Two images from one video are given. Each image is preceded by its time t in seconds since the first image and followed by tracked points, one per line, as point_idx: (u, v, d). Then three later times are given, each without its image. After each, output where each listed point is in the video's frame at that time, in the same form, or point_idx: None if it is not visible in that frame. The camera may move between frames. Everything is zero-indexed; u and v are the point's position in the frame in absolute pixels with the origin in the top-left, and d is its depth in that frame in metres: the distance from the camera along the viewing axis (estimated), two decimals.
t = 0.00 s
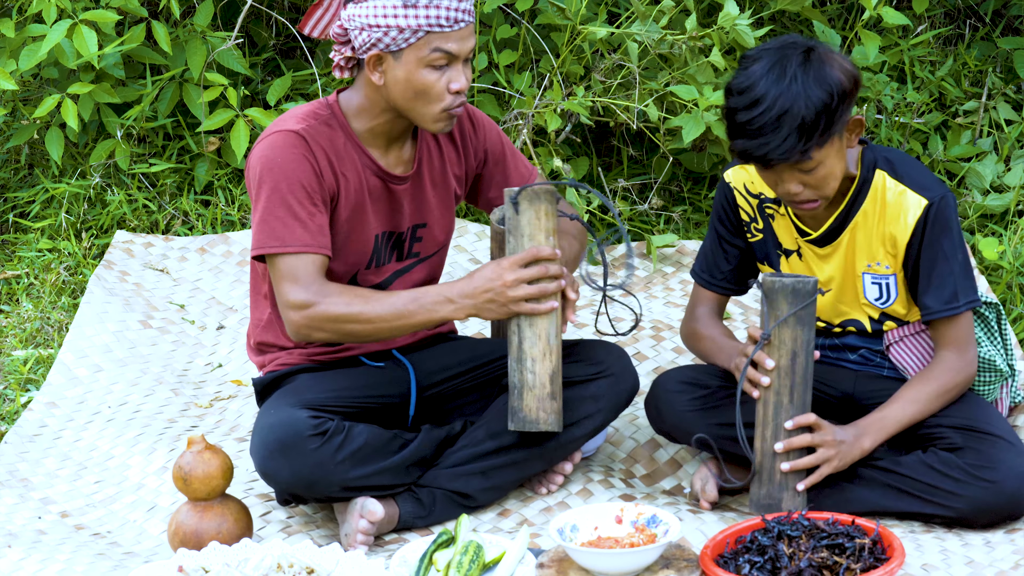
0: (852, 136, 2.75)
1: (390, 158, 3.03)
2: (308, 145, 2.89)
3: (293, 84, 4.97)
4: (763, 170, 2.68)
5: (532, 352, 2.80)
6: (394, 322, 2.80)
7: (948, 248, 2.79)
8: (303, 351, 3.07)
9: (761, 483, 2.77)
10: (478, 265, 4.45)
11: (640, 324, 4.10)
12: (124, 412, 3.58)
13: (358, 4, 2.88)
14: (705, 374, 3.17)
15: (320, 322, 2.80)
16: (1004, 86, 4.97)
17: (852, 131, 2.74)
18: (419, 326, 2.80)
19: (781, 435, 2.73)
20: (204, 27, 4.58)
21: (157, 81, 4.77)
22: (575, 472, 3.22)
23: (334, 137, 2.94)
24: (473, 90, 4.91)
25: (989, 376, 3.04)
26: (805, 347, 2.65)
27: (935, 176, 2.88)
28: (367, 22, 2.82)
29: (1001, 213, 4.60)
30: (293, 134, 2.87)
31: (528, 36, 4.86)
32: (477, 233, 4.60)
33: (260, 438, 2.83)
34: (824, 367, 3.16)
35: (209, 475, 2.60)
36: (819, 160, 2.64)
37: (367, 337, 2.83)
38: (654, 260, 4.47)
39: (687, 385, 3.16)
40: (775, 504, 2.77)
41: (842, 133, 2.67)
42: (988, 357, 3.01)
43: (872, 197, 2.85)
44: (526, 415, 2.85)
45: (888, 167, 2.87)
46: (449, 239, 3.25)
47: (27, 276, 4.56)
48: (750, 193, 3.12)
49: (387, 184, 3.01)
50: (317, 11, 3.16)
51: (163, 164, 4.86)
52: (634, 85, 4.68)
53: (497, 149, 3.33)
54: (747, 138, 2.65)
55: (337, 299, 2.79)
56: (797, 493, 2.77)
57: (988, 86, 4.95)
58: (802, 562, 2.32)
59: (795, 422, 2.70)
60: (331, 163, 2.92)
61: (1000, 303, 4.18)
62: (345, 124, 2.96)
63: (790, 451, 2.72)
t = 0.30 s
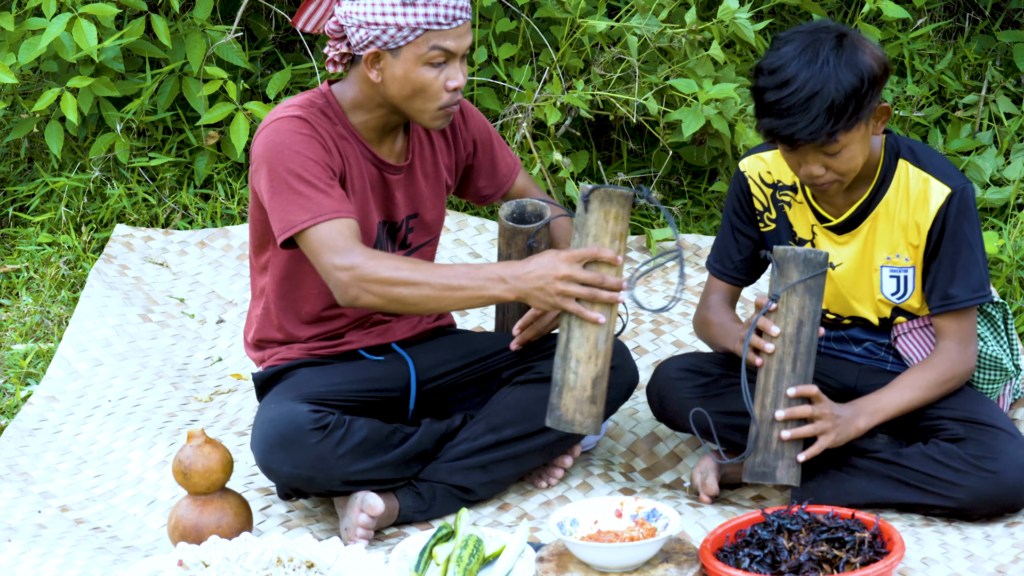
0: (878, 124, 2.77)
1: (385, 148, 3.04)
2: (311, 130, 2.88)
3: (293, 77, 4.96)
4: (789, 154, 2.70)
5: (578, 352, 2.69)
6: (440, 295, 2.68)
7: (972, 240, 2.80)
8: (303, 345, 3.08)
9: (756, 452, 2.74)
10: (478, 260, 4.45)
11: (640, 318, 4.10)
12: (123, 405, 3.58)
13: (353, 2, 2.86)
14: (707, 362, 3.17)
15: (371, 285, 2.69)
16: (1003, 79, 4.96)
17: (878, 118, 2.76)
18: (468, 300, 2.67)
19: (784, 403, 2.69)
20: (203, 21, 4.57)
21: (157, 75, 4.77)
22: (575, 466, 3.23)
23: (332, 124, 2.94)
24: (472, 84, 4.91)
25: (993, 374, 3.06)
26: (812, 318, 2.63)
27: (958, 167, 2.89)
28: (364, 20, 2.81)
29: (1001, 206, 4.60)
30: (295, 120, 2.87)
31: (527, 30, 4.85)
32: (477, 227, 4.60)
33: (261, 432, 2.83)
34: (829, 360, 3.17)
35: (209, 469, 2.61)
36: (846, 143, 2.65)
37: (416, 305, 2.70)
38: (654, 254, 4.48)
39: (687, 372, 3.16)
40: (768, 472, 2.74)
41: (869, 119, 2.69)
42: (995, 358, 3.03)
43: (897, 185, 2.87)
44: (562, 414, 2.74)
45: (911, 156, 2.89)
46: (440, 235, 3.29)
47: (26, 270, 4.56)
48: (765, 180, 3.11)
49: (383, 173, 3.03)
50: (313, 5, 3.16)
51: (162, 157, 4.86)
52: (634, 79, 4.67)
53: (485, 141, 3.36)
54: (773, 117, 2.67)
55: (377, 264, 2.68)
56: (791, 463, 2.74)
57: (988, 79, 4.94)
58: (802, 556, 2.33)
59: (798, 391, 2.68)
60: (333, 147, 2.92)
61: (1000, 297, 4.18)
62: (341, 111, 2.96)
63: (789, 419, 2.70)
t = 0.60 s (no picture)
0: (890, 89, 2.83)
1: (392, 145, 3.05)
2: (323, 120, 2.89)
3: (293, 74, 4.96)
4: (795, 89, 2.84)
5: (600, 341, 2.69)
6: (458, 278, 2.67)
7: (973, 220, 2.84)
8: (303, 343, 3.09)
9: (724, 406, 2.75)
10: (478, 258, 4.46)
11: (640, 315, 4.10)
12: (123, 403, 3.58)
13: (366, 4, 2.87)
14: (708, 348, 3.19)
15: (388, 266, 2.69)
16: (1003, 77, 4.97)
17: (891, 83, 2.82)
18: (488, 283, 2.66)
19: (745, 360, 2.68)
20: (202, 18, 4.57)
21: (156, 72, 4.77)
22: (574, 464, 3.23)
23: (342, 117, 2.95)
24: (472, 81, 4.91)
25: (999, 376, 3.07)
26: (763, 274, 2.58)
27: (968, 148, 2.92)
28: (376, 24, 2.81)
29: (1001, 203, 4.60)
30: (307, 110, 2.87)
31: (527, 27, 4.84)
32: (477, 224, 4.60)
33: (261, 428, 2.84)
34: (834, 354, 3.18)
35: (208, 467, 2.61)
36: (848, 90, 2.76)
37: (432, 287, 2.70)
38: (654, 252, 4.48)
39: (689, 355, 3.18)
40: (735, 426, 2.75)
41: (879, 79, 2.79)
42: (1000, 359, 3.05)
43: (906, 163, 2.93)
44: (584, 403, 2.74)
45: (922, 137, 2.94)
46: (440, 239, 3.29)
47: (26, 268, 4.56)
48: (780, 165, 3.22)
49: (388, 170, 3.03)
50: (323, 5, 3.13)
51: (162, 155, 4.85)
52: (633, 76, 4.67)
53: (486, 141, 3.37)
54: (784, 45, 2.80)
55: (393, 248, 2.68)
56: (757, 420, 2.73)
57: (988, 76, 4.94)
58: (801, 554, 2.33)
59: (749, 347, 2.65)
60: (344, 138, 2.92)
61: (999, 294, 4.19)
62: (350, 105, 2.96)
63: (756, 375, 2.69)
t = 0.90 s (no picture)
0: (880, 63, 2.90)
1: (397, 145, 3.05)
2: (331, 118, 2.89)
3: (293, 72, 4.96)
4: (788, 58, 2.90)
5: (613, 321, 2.65)
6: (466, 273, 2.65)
7: (943, 194, 2.82)
8: (304, 340, 3.09)
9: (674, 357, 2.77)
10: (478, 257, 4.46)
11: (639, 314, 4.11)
12: (122, 401, 3.58)
13: (372, 4, 2.87)
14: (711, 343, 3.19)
15: (398, 263, 2.68)
16: (1002, 75, 4.97)
17: (880, 58, 2.89)
18: (499, 272, 2.63)
19: (693, 312, 2.69)
20: (202, 16, 4.57)
21: (156, 71, 4.77)
22: (574, 462, 3.24)
23: (350, 116, 2.95)
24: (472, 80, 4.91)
25: (1001, 376, 3.08)
26: (712, 222, 2.60)
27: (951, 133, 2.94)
28: (381, 22, 2.81)
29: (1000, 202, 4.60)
30: (316, 108, 2.87)
31: (527, 26, 4.84)
32: (477, 223, 4.60)
33: (261, 426, 2.84)
34: (837, 351, 3.18)
35: (208, 465, 2.61)
36: (837, 57, 2.82)
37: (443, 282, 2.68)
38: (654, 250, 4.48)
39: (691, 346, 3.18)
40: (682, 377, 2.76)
41: (870, 51, 2.85)
42: (1002, 360, 3.05)
43: (891, 146, 2.94)
44: (601, 385, 2.72)
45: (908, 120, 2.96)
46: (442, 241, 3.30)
47: (26, 266, 4.55)
48: (777, 164, 3.25)
49: (394, 168, 3.04)
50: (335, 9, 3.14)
51: (162, 153, 4.85)
52: (634, 75, 4.67)
53: (486, 142, 3.38)
54: (780, 11, 2.87)
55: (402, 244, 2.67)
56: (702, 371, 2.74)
57: (988, 74, 4.95)
58: (801, 552, 2.33)
59: (697, 297, 2.66)
60: (352, 137, 2.92)
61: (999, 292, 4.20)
62: (357, 104, 2.96)
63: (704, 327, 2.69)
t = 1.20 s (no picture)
0: (865, 53, 2.93)
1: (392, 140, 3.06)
2: (327, 119, 2.89)
3: (292, 73, 4.96)
4: (772, 49, 2.92)
5: (629, 300, 2.62)
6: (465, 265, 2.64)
7: (932, 178, 2.82)
8: (302, 341, 3.08)
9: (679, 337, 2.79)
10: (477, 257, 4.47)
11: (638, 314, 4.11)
12: (121, 402, 3.58)
13: None
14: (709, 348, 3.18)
15: (399, 259, 2.66)
16: (1001, 75, 4.98)
17: (864, 49, 2.92)
18: (502, 266, 2.59)
19: (696, 292, 2.70)
20: (201, 16, 4.57)
21: (155, 71, 4.77)
22: (573, 462, 3.24)
23: (346, 116, 2.96)
24: (471, 80, 4.91)
25: (996, 373, 3.08)
26: (710, 202, 2.59)
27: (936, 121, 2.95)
28: None
29: (999, 201, 4.60)
30: (312, 108, 2.87)
31: (525, 26, 4.84)
32: (476, 223, 4.61)
33: (261, 427, 2.84)
34: (833, 354, 3.19)
35: (207, 465, 2.61)
36: (822, 45, 2.84)
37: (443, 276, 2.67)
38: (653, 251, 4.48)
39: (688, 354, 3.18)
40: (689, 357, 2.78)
41: (853, 39, 2.88)
42: (997, 356, 3.05)
43: (878, 136, 2.96)
44: (632, 362, 2.70)
45: (893, 110, 2.97)
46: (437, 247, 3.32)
47: (24, 266, 4.55)
48: (763, 164, 3.26)
49: (392, 165, 3.04)
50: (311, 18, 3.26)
51: (161, 153, 4.85)
52: (632, 75, 4.67)
53: (483, 137, 3.37)
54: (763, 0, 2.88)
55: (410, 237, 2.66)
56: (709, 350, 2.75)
57: (987, 74, 4.95)
58: (801, 552, 2.33)
59: (698, 277, 2.66)
60: (349, 138, 2.92)
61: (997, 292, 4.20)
62: (352, 103, 2.97)
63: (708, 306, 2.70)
